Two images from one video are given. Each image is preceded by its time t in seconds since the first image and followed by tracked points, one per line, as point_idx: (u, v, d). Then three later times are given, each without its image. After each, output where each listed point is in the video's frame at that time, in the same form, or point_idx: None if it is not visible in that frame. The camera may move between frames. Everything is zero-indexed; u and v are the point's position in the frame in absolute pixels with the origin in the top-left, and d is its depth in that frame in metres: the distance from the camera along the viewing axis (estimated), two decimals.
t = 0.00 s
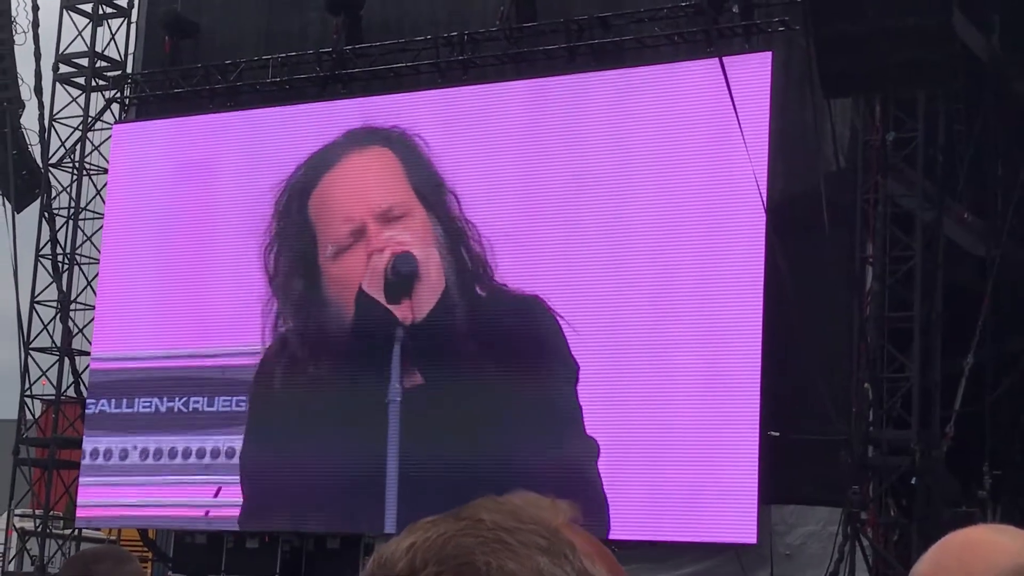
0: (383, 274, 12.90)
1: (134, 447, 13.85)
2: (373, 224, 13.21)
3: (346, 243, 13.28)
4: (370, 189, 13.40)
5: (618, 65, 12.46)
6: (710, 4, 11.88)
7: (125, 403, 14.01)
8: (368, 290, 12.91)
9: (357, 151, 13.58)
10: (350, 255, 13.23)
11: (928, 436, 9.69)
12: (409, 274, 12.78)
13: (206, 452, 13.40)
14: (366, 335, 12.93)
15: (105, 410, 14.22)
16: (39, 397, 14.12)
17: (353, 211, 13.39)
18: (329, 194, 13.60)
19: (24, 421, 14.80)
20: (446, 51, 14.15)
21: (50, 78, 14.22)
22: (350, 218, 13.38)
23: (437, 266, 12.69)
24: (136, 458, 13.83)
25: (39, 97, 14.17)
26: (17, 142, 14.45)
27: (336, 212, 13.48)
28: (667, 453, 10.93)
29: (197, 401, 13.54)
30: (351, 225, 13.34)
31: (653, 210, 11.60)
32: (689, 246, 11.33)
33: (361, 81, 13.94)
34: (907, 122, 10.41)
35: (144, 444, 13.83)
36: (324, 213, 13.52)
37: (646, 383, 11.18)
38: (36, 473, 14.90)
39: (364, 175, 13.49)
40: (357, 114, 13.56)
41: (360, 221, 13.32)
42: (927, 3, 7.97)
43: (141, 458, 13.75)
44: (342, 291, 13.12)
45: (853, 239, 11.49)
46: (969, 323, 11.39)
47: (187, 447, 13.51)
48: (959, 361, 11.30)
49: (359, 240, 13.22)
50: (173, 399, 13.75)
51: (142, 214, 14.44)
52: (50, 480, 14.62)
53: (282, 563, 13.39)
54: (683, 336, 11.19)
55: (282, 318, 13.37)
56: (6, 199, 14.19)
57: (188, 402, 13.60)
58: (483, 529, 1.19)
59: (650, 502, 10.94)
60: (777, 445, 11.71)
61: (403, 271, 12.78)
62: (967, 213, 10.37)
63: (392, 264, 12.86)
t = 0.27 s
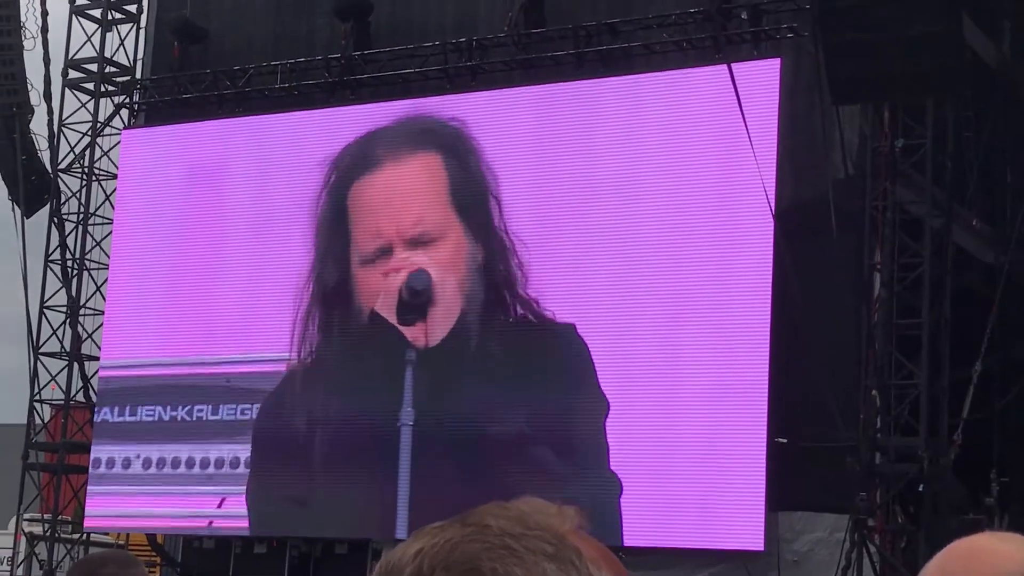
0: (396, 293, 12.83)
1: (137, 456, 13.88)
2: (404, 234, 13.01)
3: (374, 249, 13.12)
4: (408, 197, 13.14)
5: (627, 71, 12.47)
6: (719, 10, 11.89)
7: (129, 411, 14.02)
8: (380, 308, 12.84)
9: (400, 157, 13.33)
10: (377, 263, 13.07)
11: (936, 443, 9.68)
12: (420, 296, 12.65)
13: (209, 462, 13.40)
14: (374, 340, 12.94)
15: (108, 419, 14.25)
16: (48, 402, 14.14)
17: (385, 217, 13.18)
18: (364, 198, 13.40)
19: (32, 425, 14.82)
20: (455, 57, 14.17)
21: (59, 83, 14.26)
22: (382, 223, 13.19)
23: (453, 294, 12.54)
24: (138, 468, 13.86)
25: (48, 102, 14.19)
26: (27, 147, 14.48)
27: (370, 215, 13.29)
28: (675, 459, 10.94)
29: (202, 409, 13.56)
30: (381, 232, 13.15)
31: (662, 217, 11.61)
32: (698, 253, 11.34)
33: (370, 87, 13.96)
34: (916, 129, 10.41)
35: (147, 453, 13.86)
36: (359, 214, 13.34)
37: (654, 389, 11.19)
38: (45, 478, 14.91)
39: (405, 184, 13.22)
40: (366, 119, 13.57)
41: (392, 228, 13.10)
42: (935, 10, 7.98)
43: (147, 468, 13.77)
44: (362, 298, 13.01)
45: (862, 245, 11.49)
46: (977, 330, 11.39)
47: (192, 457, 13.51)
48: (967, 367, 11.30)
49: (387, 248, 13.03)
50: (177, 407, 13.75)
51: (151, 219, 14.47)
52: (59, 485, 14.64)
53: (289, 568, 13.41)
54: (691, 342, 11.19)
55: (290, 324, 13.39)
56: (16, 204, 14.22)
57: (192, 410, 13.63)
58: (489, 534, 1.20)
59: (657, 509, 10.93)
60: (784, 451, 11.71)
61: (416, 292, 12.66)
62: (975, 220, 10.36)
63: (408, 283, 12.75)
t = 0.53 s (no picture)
0: (373, 293, 13.04)
1: (135, 461, 13.85)
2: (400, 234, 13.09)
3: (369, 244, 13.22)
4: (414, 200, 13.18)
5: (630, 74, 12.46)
6: (722, 13, 11.88)
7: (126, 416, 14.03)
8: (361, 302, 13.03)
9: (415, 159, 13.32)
10: (368, 255, 13.20)
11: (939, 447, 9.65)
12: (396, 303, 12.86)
13: (211, 467, 13.44)
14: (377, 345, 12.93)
15: (105, 423, 14.29)
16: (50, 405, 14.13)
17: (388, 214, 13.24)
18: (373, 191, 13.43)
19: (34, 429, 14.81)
20: (457, 60, 14.16)
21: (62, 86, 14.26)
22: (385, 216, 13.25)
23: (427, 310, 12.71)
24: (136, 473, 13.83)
25: (50, 105, 14.19)
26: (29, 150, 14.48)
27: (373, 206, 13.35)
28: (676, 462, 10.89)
29: (201, 415, 13.60)
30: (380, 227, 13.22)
31: (665, 220, 11.60)
32: (701, 256, 11.32)
33: (372, 90, 13.96)
34: (919, 132, 10.39)
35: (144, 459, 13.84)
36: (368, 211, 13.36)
37: (656, 393, 11.18)
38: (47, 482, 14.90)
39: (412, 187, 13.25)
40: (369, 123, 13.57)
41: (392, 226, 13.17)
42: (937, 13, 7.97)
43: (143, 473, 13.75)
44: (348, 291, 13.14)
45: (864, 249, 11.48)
46: (980, 335, 11.37)
47: (190, 463, 13.57)
48: (970, 371, 11.27)
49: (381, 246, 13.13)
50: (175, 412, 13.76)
51: (154, 219, 14.49)
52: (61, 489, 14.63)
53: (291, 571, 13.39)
54: (693, 345, 11.17)
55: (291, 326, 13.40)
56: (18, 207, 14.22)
57: (190, 415, 13.68)
58: (488, 533, 1.19)
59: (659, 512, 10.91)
60: (787, 455, 11.68)
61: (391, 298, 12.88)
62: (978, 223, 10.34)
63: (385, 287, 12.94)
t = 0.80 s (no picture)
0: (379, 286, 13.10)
1: (139, 465, 14.00)
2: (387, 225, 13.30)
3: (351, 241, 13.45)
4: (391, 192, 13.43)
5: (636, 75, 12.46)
6: (728, 13, 11.88)
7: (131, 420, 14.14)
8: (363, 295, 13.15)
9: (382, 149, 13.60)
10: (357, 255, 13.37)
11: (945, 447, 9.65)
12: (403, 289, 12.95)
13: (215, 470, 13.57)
14: (384, 345, 12.94)
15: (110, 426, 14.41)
16: (57, 405, 14.16)
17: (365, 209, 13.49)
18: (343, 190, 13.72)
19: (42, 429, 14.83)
20: (463, 61, 14.17)
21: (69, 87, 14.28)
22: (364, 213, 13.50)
23: (434, 289, 12.80)
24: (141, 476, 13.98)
25: (57, 106, 14.21)
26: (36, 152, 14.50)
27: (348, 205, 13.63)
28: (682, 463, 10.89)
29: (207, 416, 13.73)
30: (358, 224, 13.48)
31: (670, 220, 11.59)
32: (706, 255, 11.33)
33: (378, 91, 13.97)
34: (925, 132, 10.38)
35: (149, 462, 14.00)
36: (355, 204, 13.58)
37: (662, 393, 11.18)
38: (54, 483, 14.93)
39: (386, 179, 13.51)
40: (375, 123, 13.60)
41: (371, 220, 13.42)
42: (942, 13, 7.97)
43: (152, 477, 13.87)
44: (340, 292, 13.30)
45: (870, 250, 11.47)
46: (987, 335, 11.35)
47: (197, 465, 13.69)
48: (976, 372, 11.26)
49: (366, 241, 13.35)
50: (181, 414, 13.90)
51: (163, 219, 14.60)
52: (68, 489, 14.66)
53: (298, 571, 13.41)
54: (699, 345, 11.17)
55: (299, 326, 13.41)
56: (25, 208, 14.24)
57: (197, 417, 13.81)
58: (484, 537, 1.19)
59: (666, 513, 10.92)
60: (794, 455, 11.68)
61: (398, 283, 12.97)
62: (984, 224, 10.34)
63: (391, 274, 13.04)
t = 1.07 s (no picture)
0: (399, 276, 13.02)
1: (143, 465, 14.01)
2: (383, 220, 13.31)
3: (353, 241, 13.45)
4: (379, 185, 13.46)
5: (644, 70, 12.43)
6: (736, 8, 11.85)
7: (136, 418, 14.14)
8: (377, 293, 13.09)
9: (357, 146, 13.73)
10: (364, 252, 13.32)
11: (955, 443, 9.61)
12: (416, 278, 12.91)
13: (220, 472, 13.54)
14: (390, 341, 12.93)
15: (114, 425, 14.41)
16: (64, 401, 14.14)
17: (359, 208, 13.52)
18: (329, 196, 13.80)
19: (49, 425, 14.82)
20: (470, 56, 14.15)
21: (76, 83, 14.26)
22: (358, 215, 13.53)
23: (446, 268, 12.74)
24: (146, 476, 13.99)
25: (64, 101, 14.20)
26: (44, 147, 14.49)
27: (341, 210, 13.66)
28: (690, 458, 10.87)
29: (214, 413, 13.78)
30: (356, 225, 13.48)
31: (678, 216, 11.57)
32: (714, 251, 11.30)
33: (385, 87, 13.96)
34: (934, 127, 10.35)
35: (154, 462, 14.00)
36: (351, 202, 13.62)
37: (669, 390, 11.16)
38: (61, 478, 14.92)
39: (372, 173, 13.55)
40: (383, 119, 13.59)
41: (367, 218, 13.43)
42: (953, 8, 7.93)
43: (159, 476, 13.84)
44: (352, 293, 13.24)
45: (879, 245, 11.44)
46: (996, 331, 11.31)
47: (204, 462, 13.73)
48: (985, 367, 11.23)
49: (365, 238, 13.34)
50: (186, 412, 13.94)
51: (170, 215, 14.60)
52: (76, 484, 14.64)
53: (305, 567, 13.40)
54: (707, 341, 11.15)
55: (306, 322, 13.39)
56: (32, 203, 14.23)
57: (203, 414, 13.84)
58: (488, 530, 1.17)
59: (675, 509, 10.90)
60: (802, 451, 11.65)
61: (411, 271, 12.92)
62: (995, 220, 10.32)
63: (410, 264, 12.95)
